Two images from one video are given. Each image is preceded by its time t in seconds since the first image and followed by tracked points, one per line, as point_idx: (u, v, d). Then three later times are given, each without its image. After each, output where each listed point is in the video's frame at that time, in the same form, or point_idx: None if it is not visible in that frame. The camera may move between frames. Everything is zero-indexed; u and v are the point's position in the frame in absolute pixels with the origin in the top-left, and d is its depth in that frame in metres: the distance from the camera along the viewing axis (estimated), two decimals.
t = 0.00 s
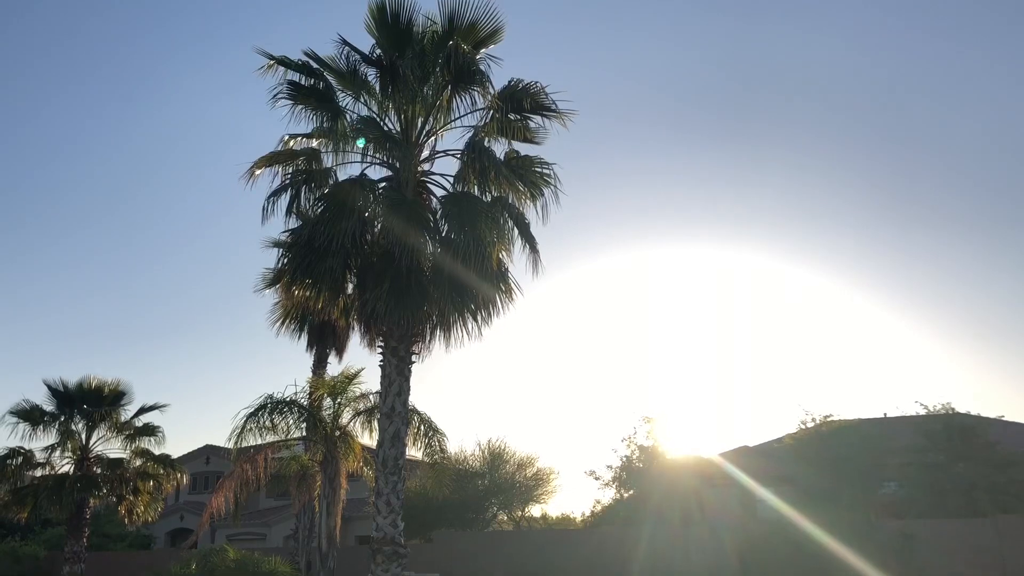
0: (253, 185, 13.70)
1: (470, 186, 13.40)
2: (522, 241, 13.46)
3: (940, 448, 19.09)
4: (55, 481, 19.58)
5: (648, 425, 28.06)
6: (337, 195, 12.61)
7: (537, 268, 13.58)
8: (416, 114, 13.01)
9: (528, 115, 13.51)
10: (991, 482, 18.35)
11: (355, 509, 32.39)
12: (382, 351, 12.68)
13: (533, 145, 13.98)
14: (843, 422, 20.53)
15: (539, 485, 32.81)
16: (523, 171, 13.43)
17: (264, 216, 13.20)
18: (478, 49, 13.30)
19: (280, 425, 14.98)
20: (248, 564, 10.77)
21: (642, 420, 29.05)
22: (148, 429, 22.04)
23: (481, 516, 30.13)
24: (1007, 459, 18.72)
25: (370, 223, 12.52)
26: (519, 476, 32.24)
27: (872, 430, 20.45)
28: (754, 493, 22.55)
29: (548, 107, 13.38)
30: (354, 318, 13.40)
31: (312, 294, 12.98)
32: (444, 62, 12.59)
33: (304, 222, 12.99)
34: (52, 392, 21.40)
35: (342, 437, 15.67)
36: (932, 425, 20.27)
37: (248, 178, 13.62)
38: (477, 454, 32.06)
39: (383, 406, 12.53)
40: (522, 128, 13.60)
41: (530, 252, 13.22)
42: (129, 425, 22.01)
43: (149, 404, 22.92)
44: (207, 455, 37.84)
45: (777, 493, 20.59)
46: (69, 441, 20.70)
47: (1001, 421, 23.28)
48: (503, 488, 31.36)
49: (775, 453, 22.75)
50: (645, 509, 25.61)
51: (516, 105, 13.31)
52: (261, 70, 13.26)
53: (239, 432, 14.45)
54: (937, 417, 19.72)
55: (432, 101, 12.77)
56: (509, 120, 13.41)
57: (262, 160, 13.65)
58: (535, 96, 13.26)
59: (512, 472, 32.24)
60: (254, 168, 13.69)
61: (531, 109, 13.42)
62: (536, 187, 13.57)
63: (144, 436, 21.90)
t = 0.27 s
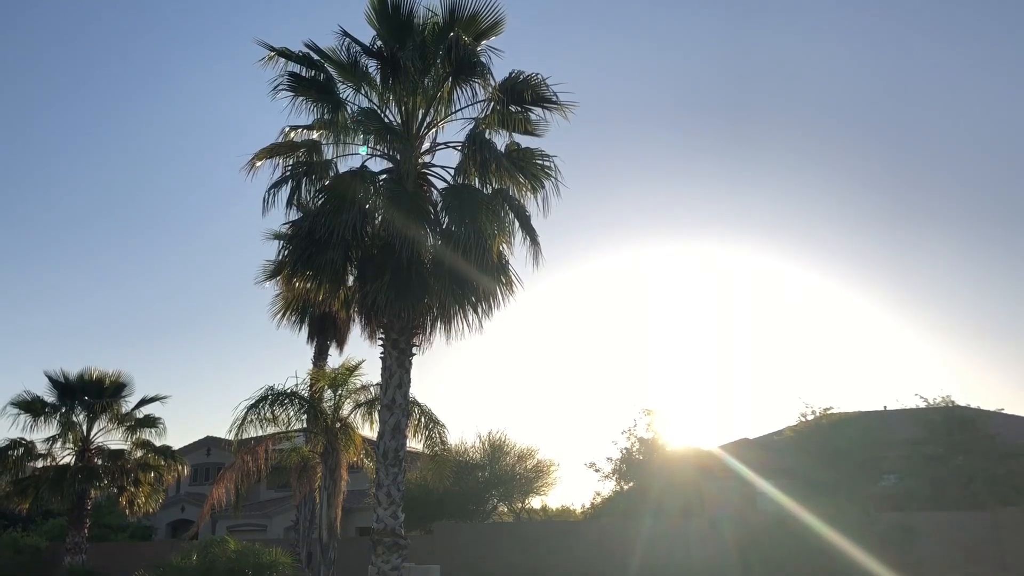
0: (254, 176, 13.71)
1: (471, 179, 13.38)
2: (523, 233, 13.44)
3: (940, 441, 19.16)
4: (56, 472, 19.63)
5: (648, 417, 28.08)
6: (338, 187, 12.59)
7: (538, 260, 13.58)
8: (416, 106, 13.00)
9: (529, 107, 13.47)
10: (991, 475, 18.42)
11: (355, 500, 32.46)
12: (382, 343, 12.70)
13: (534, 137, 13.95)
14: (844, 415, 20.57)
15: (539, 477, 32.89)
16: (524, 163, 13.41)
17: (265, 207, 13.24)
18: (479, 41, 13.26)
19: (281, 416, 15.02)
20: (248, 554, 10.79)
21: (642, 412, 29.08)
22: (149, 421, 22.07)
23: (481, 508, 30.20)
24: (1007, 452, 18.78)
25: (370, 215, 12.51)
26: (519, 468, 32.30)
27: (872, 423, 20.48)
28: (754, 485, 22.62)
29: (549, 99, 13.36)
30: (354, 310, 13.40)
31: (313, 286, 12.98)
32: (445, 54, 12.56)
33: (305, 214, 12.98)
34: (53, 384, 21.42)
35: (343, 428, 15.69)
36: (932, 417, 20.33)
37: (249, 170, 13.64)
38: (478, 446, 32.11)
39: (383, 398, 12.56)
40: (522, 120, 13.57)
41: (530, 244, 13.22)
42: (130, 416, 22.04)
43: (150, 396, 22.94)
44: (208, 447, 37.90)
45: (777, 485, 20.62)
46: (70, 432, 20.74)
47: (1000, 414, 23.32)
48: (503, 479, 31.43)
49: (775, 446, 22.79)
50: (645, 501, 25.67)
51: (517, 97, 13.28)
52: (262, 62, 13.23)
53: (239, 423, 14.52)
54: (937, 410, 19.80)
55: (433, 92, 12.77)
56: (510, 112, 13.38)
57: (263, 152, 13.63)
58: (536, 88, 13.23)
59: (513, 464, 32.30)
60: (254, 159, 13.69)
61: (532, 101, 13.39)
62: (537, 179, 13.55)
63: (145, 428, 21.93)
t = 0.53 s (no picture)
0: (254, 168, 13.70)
1: (471, 170, 13.36)
2: (523, 225, 13.43)
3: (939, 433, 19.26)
4: (57, 464, 19.67)
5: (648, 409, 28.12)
6: (338, 179, 12.58)
7: (538, 252, 13.58)
8: (417, 98, 12.96)
9: (530, 98, 13.44)
10: (990, 467, 18.55)
11: (356, 492, 32.54)
12: (382, 335, 12.72)
13: (535, 129, 13.92)
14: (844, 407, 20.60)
15: (539, 469, 32.98)
16: (524, 155, 13.39)
17: (265, 199, 13.22)
18: (479, 33, 13.23)
19: (282, 408, 15.07)
20: (249, 545, 10.82)
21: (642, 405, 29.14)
22: (149, 412, 22.10)
23: (481, 499, 30.27)
24: (1006, 444, 18.87)
25: (370, 206, 12.50)
26: (519, 460, 32.38)
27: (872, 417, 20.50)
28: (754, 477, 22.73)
29: (549, 91, 13.33)
30: (355, 302, 13.40)
31: (313, 278, 12.98)
32: (445, 45, 12.52)
33: (305, 206, 12.97)
34: (53, 375, 21.44)
35: (343, 420, 15.71)
36: (931, 409, 20.41)
37: (249, 162, 13.63)
38: (478, 438, 32.18)
39: (384, 390, 12.59)
40: (523, 112, 13.54)
41: (531, 236, 13.21)
42: (131, 408, 22.07)
43: (151, 387, 22.96)
44: (208, 439, 37.97)
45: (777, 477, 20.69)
46: (71, 424, 20.77)
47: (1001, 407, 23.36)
48: (503, 471, 31.50)
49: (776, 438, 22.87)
50: (645, 492, 25.75)
51: (518, 89, 13.25)
52: (262, 53, 13.20)
53: (240, 415, 14.58)
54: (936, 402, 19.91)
55: (433, 84, 12.67)
56: (511, 104, 13.34)
57: (263, 143, 13.60)
58: (537, 80, 13.20)
59: (513, 455, 32.37)
60: (254, 151, 13.67)
61: (532, 92, 13.36)
62: (537, 171, 13.53)
63: (146, 419, 21.97)
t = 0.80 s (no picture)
0: (254, 159, 13.67)
1: (471, 162, 13.34)
2: (524, 216, 13.41)
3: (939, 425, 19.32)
4: (58, 455, 19.71)
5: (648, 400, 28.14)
6: (338, 170, 12.55)
7: (539, 244, 13.56)
8: (417, 89, 12.93)
9: (530, 89, 13.40)
10: (989, 458, 18.61)
11: (356, 484, 32.60)
12: (382, 326, 12.73)
13: (535, 120, 13.88)
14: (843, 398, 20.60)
15: (540, 460, 33.04)
16: (524, 146, 13.36)
17: (265, 190, 13.19)
18: (479, 23, 13.18)
19: (282, 399, 15.10)
20: (250, 536, 10.84)
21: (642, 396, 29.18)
22: (150, 404, 22.12)
23: (481, 491, 30.33)
24: (1005, 436, 18.92)
25: (370, 198, 12.48)
26: (520, 451, 32.43)
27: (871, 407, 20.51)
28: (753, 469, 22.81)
29: (550, 82, 13.29)
30: (355, 294, 13.39)
31: (313, 270, 12.96)
32: (446, 36, 12.46)
33: (305, 197, 12.95)
34: (54, 366, 21.45)
35: (343, 411, 15.71)
36: (931, 400, 20.44)
37: (249, 153, 13.60)
38: (478, 429, 32.22)
39: (384, 381, 12.60)
40: (523, 103, 13.50)
41: (531, 228, 13.19)
42: (131, 399, 22.09)
43: (151, 379, 22.97)
44: (209, 430, 38.02)
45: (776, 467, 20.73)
46: (72, 415, 20.79)
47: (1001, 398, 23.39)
48: (503, 462, 31.56)
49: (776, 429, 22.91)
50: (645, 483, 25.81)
51: (518, 80, 13.21)
52: (261, 44, 13.16)
53: (241, 406, 14.62)
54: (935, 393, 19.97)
55: (433, 75, 12.65)
56: (511, 95, 13.30)
57: (263, 135, 13.57)
58: (537, 71, 13.16)
59: (513, 447, 32.42)
60: (254, 142, 13.63)
61: (533, 83, 13.32)
62: (538, 162, 13.50)
63: (146, 411, 21.99)
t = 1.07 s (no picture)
0: (255, 149, 13.65)
1: (473, 152, 13.32)
2: (525, 206, 13.40)
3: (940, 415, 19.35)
4: (60, 444, 19.77)
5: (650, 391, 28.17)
6: (339, 161, 12.52)
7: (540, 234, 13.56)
8: (418, 79, 12.88)
9: (531, 79, 13.36)
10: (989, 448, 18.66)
11: (358, 473, 32.70)
12: (384, 316, 12.75)
13: (536, 110, 13.85)
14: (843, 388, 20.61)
15: (541, 450, 33.12)
16: (526, 137, 13.33)
17: (266, 180, 13.18)
18: (480, 13, 13.14)
19: (284, 389, 15.14)
20: (252, 525, 10.90)
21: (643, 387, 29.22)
22: (152, 394, 22.17)
23: (483, 481, 30.40)
24: (1006, 426, 18.96)
25: (371, 188, 12.46)
26: (521, 441, 32.50)
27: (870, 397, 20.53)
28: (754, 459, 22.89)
29: (551, 72, 13.24)
30: (356, 284, 13.40)
31: (314, 260, 12.96)
32: (447, 26, 12.34)
33: (306, 187, 12.94)
34: (56, 356, 21.48)
35: (345, 401, 15.72)
36: (931, 391, 20.46)
37: (250, 143, 13.59)
38: (479, 419, 32.27)
39: (386, 371, 12.63)
40: (524, 93, 13.46)
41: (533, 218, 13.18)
42: (133, 389, 22.13)
43: (153, 369, 23.01)
44: (210, 420, 38.10)
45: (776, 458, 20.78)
46: (74, 404, 20.84)
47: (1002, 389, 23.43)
48: (504, 452, 31.63)
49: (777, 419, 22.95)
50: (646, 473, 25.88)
51: (519, 70, 13.17)
52: (262, 33, 13.12)
53: (243, 395, 14.67)
54: (936, 383, 20.01)
55: (434, 64, 12.61)
56: (512, 85, 13.26)
57: (264, 125, 13.55)
58: (539, 61, 13.11)
59: (514, 437, 32.49)
60: (255, 132, 13.61)
61: (534, 73, 13.28)
62: (539, 152, 13.47)
63: (148, 401, 22.04)
